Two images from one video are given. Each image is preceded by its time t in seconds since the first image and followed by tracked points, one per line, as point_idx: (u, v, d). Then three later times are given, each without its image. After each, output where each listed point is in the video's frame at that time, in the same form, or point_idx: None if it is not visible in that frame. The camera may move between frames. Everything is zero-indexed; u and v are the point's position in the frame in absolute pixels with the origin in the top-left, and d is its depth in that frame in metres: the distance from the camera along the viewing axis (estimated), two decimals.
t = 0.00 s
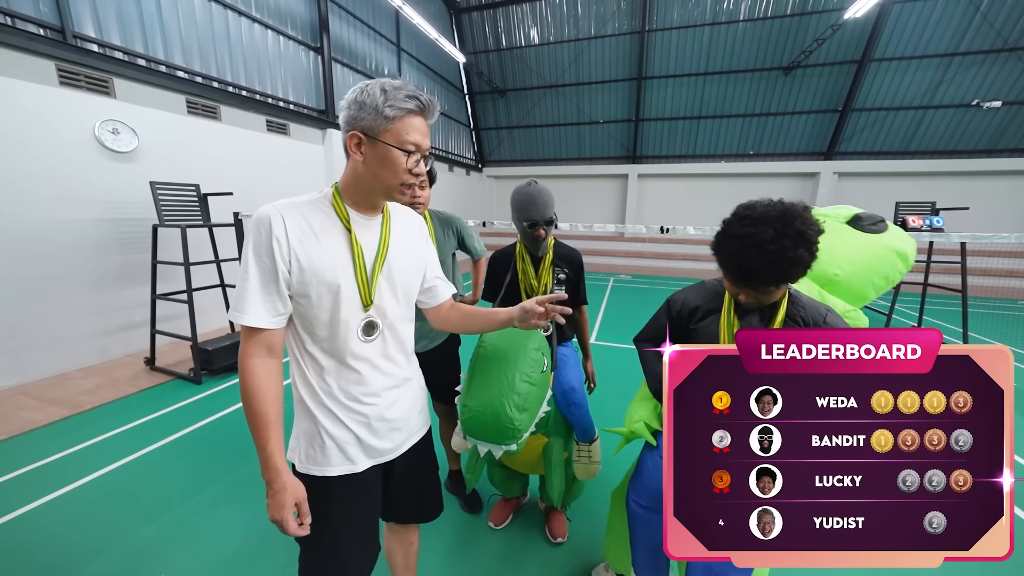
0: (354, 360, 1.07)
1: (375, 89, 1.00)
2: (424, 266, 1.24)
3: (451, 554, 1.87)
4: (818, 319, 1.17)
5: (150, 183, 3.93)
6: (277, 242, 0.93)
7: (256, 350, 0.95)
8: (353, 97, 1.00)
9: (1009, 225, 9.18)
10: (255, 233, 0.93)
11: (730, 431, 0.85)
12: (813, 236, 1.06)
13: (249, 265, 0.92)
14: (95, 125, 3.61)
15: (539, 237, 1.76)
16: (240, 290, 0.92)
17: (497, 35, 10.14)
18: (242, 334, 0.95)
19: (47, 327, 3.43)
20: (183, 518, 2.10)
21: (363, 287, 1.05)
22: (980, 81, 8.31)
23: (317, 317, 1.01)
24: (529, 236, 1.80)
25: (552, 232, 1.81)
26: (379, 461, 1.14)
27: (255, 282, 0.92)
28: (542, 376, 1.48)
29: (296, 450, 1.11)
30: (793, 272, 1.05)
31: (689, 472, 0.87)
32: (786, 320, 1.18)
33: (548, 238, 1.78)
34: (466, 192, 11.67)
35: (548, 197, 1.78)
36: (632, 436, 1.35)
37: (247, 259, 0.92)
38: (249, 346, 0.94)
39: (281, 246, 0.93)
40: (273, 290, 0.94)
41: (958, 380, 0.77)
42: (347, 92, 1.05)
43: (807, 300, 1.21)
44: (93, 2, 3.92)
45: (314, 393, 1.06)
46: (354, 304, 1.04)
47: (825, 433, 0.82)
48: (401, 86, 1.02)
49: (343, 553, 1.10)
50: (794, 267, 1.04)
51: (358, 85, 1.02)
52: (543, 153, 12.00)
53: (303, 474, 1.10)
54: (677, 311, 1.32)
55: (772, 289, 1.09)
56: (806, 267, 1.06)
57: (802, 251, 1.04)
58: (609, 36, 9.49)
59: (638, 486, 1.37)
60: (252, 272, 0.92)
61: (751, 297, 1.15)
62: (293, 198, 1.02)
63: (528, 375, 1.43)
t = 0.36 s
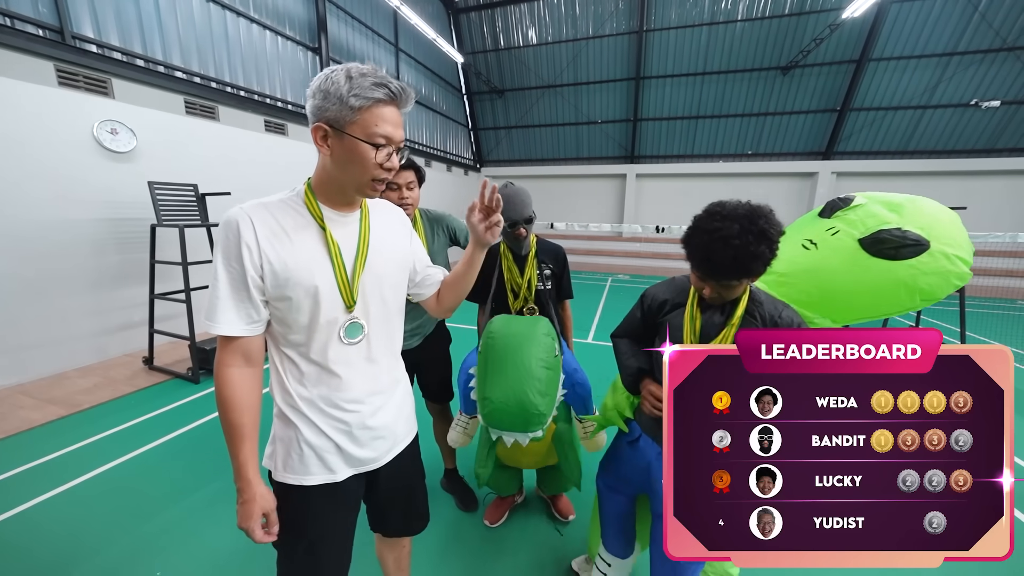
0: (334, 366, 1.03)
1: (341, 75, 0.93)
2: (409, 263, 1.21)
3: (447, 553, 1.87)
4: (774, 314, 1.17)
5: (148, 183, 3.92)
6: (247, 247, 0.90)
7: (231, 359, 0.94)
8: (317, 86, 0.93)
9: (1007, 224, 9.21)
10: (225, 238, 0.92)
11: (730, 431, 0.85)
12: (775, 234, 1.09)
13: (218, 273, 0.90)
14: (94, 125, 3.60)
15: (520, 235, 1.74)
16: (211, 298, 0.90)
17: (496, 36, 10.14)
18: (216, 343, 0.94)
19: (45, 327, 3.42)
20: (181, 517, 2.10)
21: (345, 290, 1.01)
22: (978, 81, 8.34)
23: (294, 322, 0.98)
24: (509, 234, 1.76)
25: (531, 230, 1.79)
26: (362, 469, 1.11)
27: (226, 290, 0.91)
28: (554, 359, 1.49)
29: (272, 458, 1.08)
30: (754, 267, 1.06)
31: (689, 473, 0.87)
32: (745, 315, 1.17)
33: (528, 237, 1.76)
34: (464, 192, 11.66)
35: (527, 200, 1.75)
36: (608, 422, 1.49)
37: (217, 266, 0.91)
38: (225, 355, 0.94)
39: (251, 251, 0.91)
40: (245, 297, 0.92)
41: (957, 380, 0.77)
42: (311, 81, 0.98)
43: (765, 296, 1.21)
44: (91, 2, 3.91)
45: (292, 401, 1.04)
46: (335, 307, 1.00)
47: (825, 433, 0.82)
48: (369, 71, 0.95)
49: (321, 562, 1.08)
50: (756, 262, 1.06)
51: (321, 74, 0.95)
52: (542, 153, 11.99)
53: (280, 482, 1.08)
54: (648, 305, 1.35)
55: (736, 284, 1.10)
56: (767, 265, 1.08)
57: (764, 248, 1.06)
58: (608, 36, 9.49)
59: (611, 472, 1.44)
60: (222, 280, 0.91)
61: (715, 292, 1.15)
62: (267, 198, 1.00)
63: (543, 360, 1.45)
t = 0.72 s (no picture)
0: (330, 370, 1.03)
1: (313, 64, 0.93)
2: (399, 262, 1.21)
3: (446, 553, 1.87)
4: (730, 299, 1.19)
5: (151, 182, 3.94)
6: (232, 252, 0.88)
7: (213, 369, 0.92)
8: (294, 78, 0.93)
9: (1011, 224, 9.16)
10: (205, 240, 0.88)
11: (730, 431, 0.86)
12: (718, 218, 1.13)
13: (200, 279, 0.88)
14: (98, 125, 3.62)
15: (533, 232, 1.79)
16: (193, 307, 0.88)
17: (497, 36, 10.15)
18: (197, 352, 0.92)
19: (49, 326, 3.43)
20: (183, 516, 2.11)
21: (337, 290, 1.01)
22: (983, 80, 8.30)
23: (285, 327, 0.97)
24: (523, 231, 1.82)
25: (546, 228, 1.84)
26: (360, 474, 1.12)
27: (209, 296, 0.88)
28: (553, 361, 1.50)
29: (264, 467, 1.08)
30: (698, 249, 1.10)
31: (689, 472, 0.87)
32: (703, 303, 1.20)
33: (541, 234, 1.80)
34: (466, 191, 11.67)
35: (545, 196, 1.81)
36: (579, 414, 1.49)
37: (198, 271, 0.88)
38: (205, 365, 0.91)
39: (237, 255, 0.88)
40: (229, 303, 0.90)
41: (958, 380, 0.77)
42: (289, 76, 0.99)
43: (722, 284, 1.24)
44: (95, 3, 3.93)
45: (284, 410, 1.02)
46: (328, 308, 1.00)
47: (825, 433, 0.82)
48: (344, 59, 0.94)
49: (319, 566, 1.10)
50: (699, 245, 1.10)
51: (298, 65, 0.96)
52: (543, 153, 11.99)
53: (275, 493, 1.07)
54: (618, 300, 1.39)
55: (686, 268, 1.13)
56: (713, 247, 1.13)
57: (706, 231, 1.11)
58: (610, 36, 9.48)
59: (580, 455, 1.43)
60: (205, 286, 0.88)
61: (674, 279, 1.18)
62: (246, 197, 0.97)
63: (540, 358, 1.46)
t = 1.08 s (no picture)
0: (337, 374, 1.03)
1: (321, 62, 0.92)
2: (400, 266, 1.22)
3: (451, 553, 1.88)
4: (742, 294, 1.19)
5: (155, 182, 3.96)
6: (236, 253, 0.88)
7: (218, 375, 0.91)
8: (299, 75, 0.92)
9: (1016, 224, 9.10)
10: (208, 243, 0.88)
11: (730, 431, 0.86)
12: (719, 215, 1.14)
13: (202, 282, 0.87)
14: (103, 125, 3.64)
15: (567, 237, 1.81)
16: (196, 310, 0.87)
17: (500, 36, 10.16)
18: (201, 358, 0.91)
19: (54, 326, 3.46)
20: (187, 516, 2.12)
21: (342, 293, 1.01)
22: (987, 79, 8.25)
23: (290, 330, 0.97)
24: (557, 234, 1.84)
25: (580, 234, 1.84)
26: (372, 476, 1.13)
27: (212, 300, 0.88)
28: (574, 351, 1.53)
29: (272, 475, 1.07)
30: (702, 245, 1.11)
31: (688, 472, 0.87)
32: (714, 301, 1.20)
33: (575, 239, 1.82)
34: (468, 192, 11.69)
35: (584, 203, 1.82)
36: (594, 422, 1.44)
37: (201, 276, 0.87)
38: (210, 370, 0.90)
39: (241, 257, 0.88)
40: (234, 307, 0.90)
41: (958, 380, 0.77)
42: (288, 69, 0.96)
43: (732, 279, 1.24)
44: (100, 3, 3.94)
45: (292, 415, 1.02)
46: (333, 312, 1.00)
47: (826, 433, 0.82)
48: (353, 56, 0.94)
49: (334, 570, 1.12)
50: (702, 243, 1.10)
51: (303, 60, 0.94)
52: (545, 153, 11.98)
53: (286, 501, 1.07)
54: (630, 307, 1.41)
55: (693, 265, 1.14)
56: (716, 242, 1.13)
57: (707, 227, 1.11)
58: (612, 36, 9.47)
59: (598, 465, 1.43)
60: (208, 289, 0.88)
61: (682, 278, 1.19)
62: (248, 199, 0.98)
63: (562, 350, 1.49)
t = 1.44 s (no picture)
0: (344, 374, 1.04)
1: (333, 55, 0.93)
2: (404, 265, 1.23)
3: (454, 555, 1.88)
4: (772, 301, 1.17)
5: (158, 182, 3.97)
6: (247, 253, 0.87)
7: (225, 378, 0.90)
8: (310, 70, 0.93)
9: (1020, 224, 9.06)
10: (218, 242, 0.88)
11: (730, 431, 0.86)
12: (747, 217, 1.11)
13: (212, 283, 0.86)
14: (105, 125, 3.66)
15: (580, 229, 1.78)
16: (205, 311, 0.87)
17: (502, 35, 10.16)
18: (207, 360, 0.90)
19: (58, 325, 3.48)
20: (191, 515, 2.13)
21: (351, 292, 1.02)
22: (991, 79, 8.22)
23: (298, 331, 0.97)
24: (571, 228, 1.82)
25: (592, 228, 1.83)
26: (376, 478, 1.14)
27: (222, 300, 0.88)
28: (582, 349, 1.52)
29: (275, 479, 1.08)
30: (728, 251, 1.08)
31: (689, 472, 0.87)
32: (743, 306, 1.19)
33: (588, 232, 1.79)
34: (470, 191, 11.69)
35: (600, 197, 1.83)
36: (614, 427, 1.44)
37: (210, 276, 0.87)
38: (217, 373, 0.89)
39: (251, 256, 0.88)
40: (243, 308, 0.90)
41: (957, 380, 0.77)
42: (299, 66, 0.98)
43: (762, 285, 1.22)
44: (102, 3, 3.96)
45: (297, 419, 1.02)
46: (341, 311, 1.01)
47: (826, 433, 0.82)
48: (363, 50, 0.95)
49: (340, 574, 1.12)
50: (728, 248, 1.08)
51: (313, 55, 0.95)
52: (547, 153, 11.98)
53: (288, 506, 1.07)
54: (651, 309, 1.39)
55: (718, 270, 1.12)
56: (743, 247, 1.10)
57: (733, 232, 1.08)
58: (614, 35, 9.46)
59: (618, 478, 1.41)
60: (217, 289, 0.87)
61: (706, 283, 1.18)
62: (255, 198, 0.97)
63: (570, 347, 1.48)
